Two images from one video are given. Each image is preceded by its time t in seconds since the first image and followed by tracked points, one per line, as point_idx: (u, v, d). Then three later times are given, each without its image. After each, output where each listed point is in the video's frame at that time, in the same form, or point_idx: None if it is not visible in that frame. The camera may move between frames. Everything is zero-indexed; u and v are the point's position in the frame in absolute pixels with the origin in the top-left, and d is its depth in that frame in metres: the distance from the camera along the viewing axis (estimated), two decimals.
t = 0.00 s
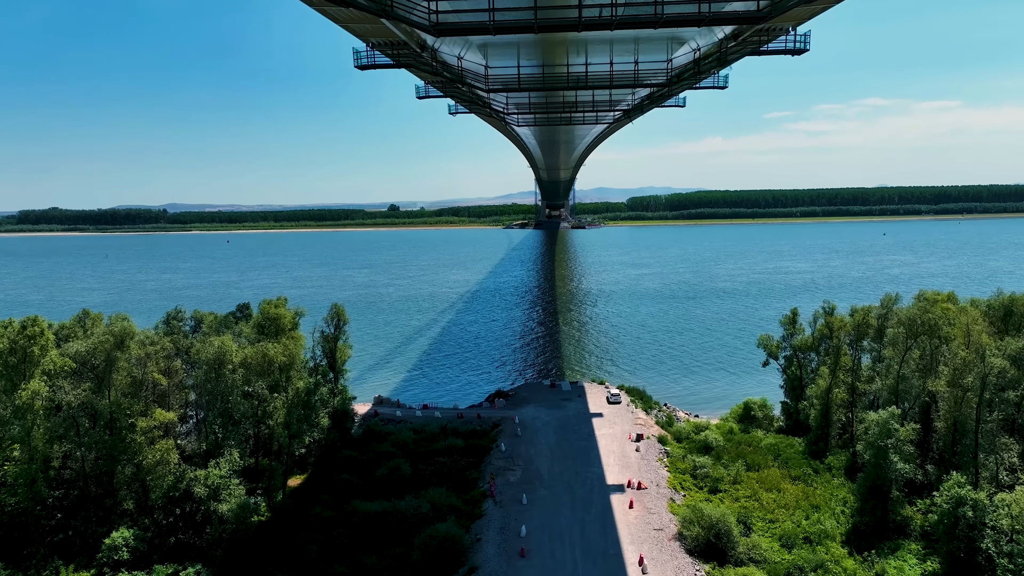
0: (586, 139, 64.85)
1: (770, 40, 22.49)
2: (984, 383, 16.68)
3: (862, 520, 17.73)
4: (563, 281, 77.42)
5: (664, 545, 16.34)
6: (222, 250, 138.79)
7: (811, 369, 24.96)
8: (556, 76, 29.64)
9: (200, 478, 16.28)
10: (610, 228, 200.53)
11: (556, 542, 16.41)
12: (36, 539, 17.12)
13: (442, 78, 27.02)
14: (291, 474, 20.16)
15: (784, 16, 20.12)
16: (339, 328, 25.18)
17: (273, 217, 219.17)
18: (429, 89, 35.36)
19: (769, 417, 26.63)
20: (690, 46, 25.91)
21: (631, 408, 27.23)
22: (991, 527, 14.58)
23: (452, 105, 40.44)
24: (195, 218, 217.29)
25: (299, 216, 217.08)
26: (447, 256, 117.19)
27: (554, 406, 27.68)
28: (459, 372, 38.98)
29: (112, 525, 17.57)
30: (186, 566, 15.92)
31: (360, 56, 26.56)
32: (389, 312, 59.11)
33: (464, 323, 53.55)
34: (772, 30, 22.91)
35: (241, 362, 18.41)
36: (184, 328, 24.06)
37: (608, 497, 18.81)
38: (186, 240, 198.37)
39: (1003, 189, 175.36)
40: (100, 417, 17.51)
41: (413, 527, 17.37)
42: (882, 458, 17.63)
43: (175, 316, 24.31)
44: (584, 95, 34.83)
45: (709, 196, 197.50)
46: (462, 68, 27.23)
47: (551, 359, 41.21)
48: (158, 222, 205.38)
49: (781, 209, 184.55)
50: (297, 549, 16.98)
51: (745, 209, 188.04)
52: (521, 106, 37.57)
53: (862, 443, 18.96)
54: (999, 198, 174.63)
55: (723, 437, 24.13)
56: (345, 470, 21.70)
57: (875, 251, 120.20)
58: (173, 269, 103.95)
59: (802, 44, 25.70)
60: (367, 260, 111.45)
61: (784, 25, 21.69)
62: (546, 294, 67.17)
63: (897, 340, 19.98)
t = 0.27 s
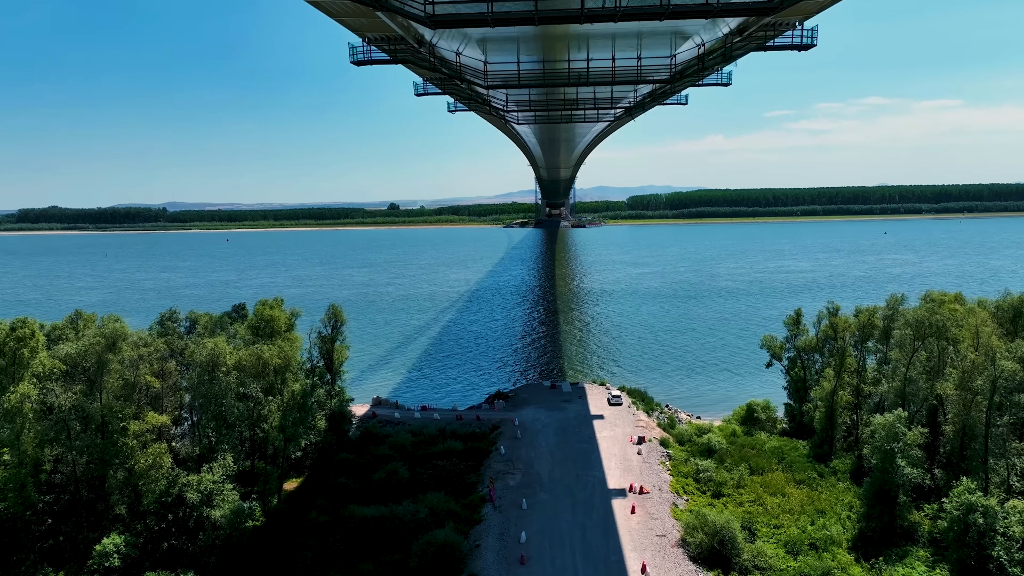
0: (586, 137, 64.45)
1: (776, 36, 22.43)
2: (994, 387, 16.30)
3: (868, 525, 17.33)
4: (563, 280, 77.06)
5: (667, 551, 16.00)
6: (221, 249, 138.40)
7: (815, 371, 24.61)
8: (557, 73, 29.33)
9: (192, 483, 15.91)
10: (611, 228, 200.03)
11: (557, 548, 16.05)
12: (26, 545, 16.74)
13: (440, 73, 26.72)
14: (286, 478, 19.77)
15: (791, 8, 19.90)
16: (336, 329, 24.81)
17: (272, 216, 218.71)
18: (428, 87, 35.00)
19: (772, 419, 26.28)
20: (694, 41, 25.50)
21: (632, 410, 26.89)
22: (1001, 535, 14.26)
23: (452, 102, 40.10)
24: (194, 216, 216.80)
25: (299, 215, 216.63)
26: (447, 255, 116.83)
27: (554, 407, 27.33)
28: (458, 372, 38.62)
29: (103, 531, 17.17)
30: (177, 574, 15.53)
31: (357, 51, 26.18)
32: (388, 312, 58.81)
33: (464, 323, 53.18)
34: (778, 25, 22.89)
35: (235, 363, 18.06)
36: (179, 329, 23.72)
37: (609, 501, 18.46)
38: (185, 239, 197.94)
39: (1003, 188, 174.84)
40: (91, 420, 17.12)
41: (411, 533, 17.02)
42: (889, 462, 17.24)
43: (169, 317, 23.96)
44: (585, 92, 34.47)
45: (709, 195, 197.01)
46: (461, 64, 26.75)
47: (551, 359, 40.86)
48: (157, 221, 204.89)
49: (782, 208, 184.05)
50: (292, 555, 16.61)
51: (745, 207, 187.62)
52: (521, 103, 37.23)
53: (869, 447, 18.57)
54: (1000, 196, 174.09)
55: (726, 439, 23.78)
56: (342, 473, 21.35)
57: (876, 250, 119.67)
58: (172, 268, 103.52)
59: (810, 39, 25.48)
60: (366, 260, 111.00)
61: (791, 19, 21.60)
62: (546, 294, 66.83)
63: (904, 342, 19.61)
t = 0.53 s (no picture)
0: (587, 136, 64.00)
1: (782, 30, 22.17)
2: (1006, 391, 15.92)
3: (875, 531, 16.96)
4: (563, 280, 76.69)
5: (670, 559, 15.63)
6: (221, 248, 138.07)
7: (820, 373, 24.25)
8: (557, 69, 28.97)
9: (184, 489, 15.52)
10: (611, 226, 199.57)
11: (557, 555, 15.69)
12: (15, 552, 16.41)
13: (438, 70, 26.38)
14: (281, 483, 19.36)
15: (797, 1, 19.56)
16: (333, 330, 24.44)
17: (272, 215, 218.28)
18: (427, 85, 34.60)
19: (776, 421, 25.93)
20: (699, 36, 25.01)
21: (634, 412, 26.52)
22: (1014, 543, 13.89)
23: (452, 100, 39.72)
24: (194, 215, 216.41)
25: (299, 213, 216.19)
26: (447, 254, 116.47)
27: (555, 409, 26.96)
28: (457, 373, 38.26)
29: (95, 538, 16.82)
30: None
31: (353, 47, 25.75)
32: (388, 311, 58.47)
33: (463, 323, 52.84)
34: (784, 20, 22.63)
35: (229, 367, 17.66)
36: (173, 331, 23.38)
37: (610, 506, 18.12)
38: (185, 238, 197.57)
39: (1005, 186, 174.21)
40: (82, 424, 16.79)
41: (409, 539, 16.65)
42: (897, 467, 16.84)
43: (164, 319, 23.65)
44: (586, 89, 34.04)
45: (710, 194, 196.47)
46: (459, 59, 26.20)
47: (552, 360, 40.50)
48: (157, 220, 204.50)
49: (782, 206, 183.46)
50: (287, 562, 16.23)
51: (745, 206, 187.05)
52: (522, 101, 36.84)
53: (876, 451, 18.17)
54: (1001, 195, 173.46)
55: (729, 442, 23.43)
56: (339, 477, 20.99)
57: (878, 249, 119.14)
58: (171, 268, 103.17)
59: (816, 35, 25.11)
60: (366, 259, 110.55)
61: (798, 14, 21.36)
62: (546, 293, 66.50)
63: (911, 344, 19.25)
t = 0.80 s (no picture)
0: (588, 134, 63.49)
1: (789, 25, 21.62)
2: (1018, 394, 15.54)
3: (882, 537, 16.58)
4: (563, 279, 76.31)
5: (674, 566, 15.27)
6: (220, 247, 137.69)
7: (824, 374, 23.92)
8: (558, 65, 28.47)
9: (175, 495, 15.15)
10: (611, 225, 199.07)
11: (558, 562, 15.33)
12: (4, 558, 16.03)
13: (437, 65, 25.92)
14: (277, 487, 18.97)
15: None
16: (331, 331, 24.09)
17: (272, 213, 217.74)
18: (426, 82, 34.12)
19: (779, 423, 25.59)
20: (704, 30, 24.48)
21: (636, 414, 26.17)
22: None
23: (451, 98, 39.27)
24: (193, 214, 215.92)
25: (298, 212, 215.68)
26: (446, 253, 116.06)
27: (556, 411, 26.61)
28: (456, 373, 37.91)
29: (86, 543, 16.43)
30: None
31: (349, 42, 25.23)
32: (387, 311, 58.16)
33: (463, 322, 52.51)
34: (791, 14, 22.00)
35: (223, 369, 17.38)
36: (168, 331, 23.04)
37: (613, 512, 17.75)
38: (184, 236, 197.07)
39: (1005, 185, 173.59)
40: (73, 428, 16.41)
41: (406, 545, 16.29)
42: (905, 472, 16.42)
43: (158, 320, 23.31)
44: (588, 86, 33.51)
45: (710, 192, 195.92)
46: (457, 55, 25.70)
47: (552, 360, 40.15)
48: (156, 219, 203.97)
49: (783, 205, 182.89)
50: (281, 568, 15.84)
51: (746, 205, 186.46)
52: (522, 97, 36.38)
53: (883, 455, 17.76)
54: (1002, 193, 172.83)
55: (732, 444, 23.09)
56: (336, 481, 20.62)
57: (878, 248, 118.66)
58: (170, 266, 102.78)
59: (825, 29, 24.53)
60: (365, 258, 110.13)
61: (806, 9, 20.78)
62: (546, 292, 66.14)
63: (919, 346, 18.87)
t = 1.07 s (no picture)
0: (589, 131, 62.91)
1: (797, 18, 20.76)
2: None
3: (890, 543, 16.21)
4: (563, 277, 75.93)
5: (677, 573, 14.91)
6: (219, 245, 137.18)
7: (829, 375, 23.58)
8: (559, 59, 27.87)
9: (168, 501, 14.80)
10: (611, 223, 198.56)
11: (559, 569, 14.97)
12: None
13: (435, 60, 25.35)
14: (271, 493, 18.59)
15: None
16: (327, 331, 23.72)
17: (271, 211, 217.21)
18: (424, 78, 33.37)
19: (783, 424, 25.27)
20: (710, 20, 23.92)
21: (637, 415, 25.82)
22: None
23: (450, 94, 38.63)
24: (193, 212, 215.43)
25: (298, 210, 215.26)
26: (446, 251, 115.64)
27: (557, 412, 26.26)
28: (456, 374, 37.53)
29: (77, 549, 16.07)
30: None
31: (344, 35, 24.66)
32: (386, 310, 57.81)
33: (463, 321, 52.12)
34: (799, 6, 21.10)
35: (216, 372, 17.04)
36: (163, 332, 22.69)
37: (614, 516, 17.40)
38: (184, 234, 196.62)
39: (1006, 183, 173.02)
40: (62, 432, 15.99)
41: (404, 551, 15.93)
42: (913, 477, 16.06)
43: (153, 320, 22.96)
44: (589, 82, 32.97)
45: (711, 190, 195.33)
46: (455, 49, 25.20)
47: (552, 360, 39.77)
48: (156, 217, 203.58)
49: (784, 203, 182.36)
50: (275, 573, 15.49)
51: (746, 203, 185.91)
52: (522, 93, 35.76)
53: (891, 459, 17.38)
54: (1003, 191, 172.37)
55: (735, 447, 22.73)
56: (332, 484, 20.27)
57: (880, 247, 118.16)
58: (168, 265, 102.35)
59: (834, 22, 23.86)
60: (364, 256, 109.68)
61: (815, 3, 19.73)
62: (546, 291, 65.80)
63: (928, 347, 18.50)
